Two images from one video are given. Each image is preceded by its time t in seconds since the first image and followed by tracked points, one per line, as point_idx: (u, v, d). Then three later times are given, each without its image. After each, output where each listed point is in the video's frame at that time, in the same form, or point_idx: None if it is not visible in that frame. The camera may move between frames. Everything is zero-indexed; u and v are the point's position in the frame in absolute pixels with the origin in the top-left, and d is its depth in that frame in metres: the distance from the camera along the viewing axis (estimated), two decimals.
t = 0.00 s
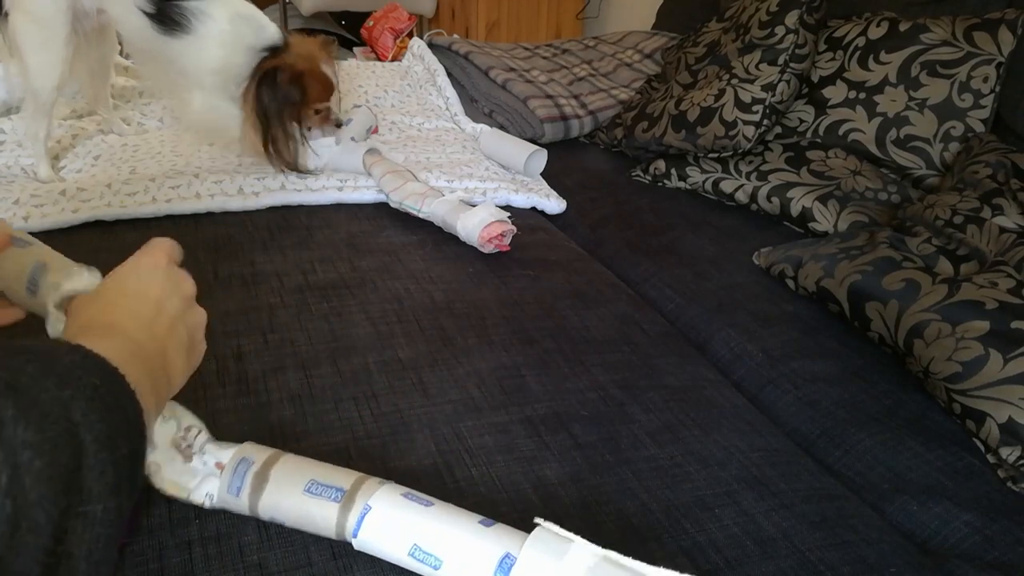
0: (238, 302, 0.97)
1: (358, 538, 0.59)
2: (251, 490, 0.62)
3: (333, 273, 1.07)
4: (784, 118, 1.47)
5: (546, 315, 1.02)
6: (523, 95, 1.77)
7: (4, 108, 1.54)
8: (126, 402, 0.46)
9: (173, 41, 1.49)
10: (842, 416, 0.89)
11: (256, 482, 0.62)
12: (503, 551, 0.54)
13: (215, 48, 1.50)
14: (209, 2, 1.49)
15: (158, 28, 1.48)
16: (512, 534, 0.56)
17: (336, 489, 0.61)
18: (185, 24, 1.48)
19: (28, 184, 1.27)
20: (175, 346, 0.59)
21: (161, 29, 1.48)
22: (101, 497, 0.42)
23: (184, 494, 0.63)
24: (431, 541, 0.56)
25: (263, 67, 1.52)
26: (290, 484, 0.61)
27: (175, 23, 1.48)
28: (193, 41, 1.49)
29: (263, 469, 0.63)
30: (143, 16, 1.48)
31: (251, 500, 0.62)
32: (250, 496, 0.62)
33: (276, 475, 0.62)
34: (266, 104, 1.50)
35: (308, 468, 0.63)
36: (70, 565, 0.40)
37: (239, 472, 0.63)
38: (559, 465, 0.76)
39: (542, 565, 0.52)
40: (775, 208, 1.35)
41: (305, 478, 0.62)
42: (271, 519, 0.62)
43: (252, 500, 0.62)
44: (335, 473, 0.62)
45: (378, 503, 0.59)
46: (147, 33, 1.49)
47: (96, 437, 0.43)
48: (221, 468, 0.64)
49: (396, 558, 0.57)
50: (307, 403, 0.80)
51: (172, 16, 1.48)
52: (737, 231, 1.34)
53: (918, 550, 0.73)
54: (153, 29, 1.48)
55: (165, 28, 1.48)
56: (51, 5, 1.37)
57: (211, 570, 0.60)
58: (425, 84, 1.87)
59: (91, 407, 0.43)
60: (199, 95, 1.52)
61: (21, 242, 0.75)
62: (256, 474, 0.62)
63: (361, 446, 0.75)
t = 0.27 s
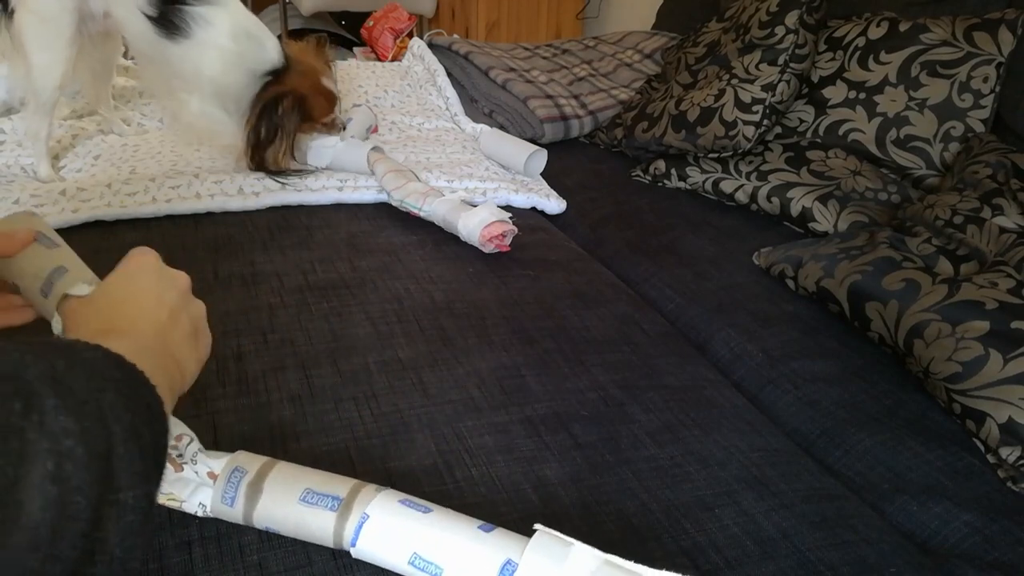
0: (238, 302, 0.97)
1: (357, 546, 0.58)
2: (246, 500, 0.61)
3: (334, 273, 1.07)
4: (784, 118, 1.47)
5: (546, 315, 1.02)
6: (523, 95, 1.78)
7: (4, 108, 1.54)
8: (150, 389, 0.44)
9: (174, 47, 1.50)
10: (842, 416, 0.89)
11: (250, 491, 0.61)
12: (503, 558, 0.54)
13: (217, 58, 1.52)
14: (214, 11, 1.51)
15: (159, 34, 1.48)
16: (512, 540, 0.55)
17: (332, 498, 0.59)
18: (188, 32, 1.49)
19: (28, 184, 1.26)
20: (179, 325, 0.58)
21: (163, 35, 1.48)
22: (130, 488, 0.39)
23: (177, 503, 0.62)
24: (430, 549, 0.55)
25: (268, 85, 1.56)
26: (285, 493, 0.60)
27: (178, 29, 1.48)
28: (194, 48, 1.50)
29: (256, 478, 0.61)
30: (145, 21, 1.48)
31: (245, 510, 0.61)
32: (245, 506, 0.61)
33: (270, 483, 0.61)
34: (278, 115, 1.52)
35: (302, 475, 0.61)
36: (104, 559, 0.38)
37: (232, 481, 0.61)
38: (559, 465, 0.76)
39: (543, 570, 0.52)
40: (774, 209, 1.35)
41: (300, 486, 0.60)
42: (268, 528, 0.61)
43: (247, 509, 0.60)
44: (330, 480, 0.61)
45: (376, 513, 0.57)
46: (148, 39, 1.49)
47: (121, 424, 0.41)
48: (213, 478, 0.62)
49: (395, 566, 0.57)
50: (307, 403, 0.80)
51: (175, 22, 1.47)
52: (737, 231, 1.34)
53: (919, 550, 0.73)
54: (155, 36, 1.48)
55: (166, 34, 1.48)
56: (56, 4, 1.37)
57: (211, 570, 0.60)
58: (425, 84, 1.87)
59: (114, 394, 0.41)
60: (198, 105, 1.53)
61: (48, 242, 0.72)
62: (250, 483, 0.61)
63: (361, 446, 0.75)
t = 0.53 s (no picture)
0: (239, 302, 0.97)
1: (359, 550, 0.58)
2: (245, 506, 0.60)
3: (334, 273, 1.07)
4: (784, 118, 1.47)
5: (546, 315, 1.02)
6: (523, 95, 1.77)
7: (4, 108, 1.54)
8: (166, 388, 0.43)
9: (170, 45, 1.49)
10: (842, 416, 0.89)
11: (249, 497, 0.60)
12: (504, 562, 0.54)
13: (210, 57, 1.51)
14: (208, 9, 1.50)
15: (156, 31, 1.48)
16: (513, 542, 0.55)
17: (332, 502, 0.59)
18: (183, 29, 1.48)
19: (28, 184, 1.26)
20: (196, 322, 0.56)
21: (159, 31, 1.48)
22: (159, 495, 0.38)
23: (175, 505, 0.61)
24: (430, 553, 0.55)
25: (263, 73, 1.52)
26: (284, 498, 0.60)
27: (173, 25, 1.47)
28: (187, 45, 1.49)
29: (255, 483, 0.61)
30: (142, 17, 1.48)
31: (246, 515, 0.60)
32: (245, 512, 0.60)
33: (269, 489, 0.60)
34: (275, 103, 1.50)
35: (302, 479, 0.61)
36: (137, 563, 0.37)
37: (231, 487, 0.61)
38: (559, 465, 0.76)
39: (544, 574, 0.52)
40: (775, 208, 1.35)
41: (299, 490, 0.60)
42: (269, 532, 0.61)
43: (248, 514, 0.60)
44: (330, 485, 0.61)
45: (377, 517, 0.57)
46: (145, 36, 1.49)
47: (146, 430, 0.39)
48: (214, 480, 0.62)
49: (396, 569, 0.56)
50: (307, 403, 0.80)
51: (171, 19, 1.47)
52: (737, 231, 1.34)
53: (919, 550, 0.73)
54: (151, 33, 1.48)
55: (161, 31, 1.48)
56: (60, 4, 1.38)
57: (211, 570, 0.60)
58: (425, 84, 1.87)
59: (134, 401, 0.39)
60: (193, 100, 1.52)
61: (34, 253, 0.63)
62: (249, 488, 0.61)
63: (361, 446, 0.75)
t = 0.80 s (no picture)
0: (239, 302, 0.97)
1: (357, 558, 0.58)
2: (243, 516, 0.60)
3: (333, 273, 1.07)
4: (784, 118, 1.47)
5: (546, 315, 1.02)
6: (523, 95, 1.77)
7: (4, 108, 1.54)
8: (165, 405, 0.43)
9: (167, 62, 1.49)
10: (842, 416, 0.89)
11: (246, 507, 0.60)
12: (503, 569, 0.54)
13: (206, 76, 1.51)
14: (209, 29, 1.49)
15: (156, 49, 1.48)
16: (512, 547, 0.55)
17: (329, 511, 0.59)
18: (182, 49, 1.48)
19: (28, 184, 1.26)
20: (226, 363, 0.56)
21: (159, 50, 1.48)
22: (161, 523, 0.38)
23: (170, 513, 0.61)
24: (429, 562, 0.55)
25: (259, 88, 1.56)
26: (281, 507, 0.60)
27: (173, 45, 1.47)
28: (186, 65, 1.49)
29: (250, 493, 0.60)
30: (142, 34, 1.47)
31: (244, 524, 0.60)
32: (243, 522, 0.60)
33: (265, 498, 0.60)
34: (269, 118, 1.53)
35: (297, 487, 0.61)
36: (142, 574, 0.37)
37: (226, 497, 0.60)
38: (559, 465, 0.76)
39: None
40: (775, 208, 1.35)
41: (295, 499, 0.60)
42: (268, 539, 0.61)
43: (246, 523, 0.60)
44: (326, 492, 0.60)
45: (372, 526, 0.57)
46: (144, 51, 1.49)
47: (145, 446, 0.39)
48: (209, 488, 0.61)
49: None
50: (307, 403, 0.80)
51: (171, 40, 1.47)
52: (737, 231, 1.34)
53: (919, 549, 0.73)
54: (151, 51, 1.48)
55: (162, 50, 1.48)
56: (56, 5, 1.37)
57: (211, 570, 0.60)
58: (425, 84, 1.87)
59: (128, 418, 0.40)
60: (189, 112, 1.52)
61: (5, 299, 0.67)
62: (245, 497, 0.60)
63: (361, 446, 0.75)
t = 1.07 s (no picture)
0: (239, 303, 0.97)
1: (358, 554, 0.57)
2: (244, 510, 0.60)
3: (333, 273, 1.07)
4: (784, 118, 1.47)
5: (546, 315, 1.02)
6: (523, 95, 1.77)
7: (4, 108, 1.53)
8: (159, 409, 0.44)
9: (173, 57, 1.50)
10: (842, 416, 0.89)
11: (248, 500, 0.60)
12: (504, 566, 0.54)
13: (212, 71, 1.51)
14: (215, 24, 1.51)
15: (162, 44, 1.49)
16: (514, 544, 0.55)
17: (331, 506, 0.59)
18: (189, 43, 1.49)
19: (28, 184, 1.26)
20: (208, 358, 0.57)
21: (165, 45, 1.49)
22: (161, 518, 0.40)
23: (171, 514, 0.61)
24: (430, 558, 0.55)
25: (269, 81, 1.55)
26: (284, 501, 0.60)
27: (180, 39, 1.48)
28: (192, 59, 1.50)
29: (254, 487, 0.60)
30: (149, 30, 1.48)
31: (245, 518, 0.60)
32: (244, 516, 0.60)
33: (269, 492, 0.60)
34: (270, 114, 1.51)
35: (301, 484, 0.61)
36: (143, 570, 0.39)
37: (229, 491, 0.60)
38: (559, 465, 0.76)
39: None
40: (775, 208, 1.35)
41: (299, 494, 0.60)
42: (268, 535, 0.61)
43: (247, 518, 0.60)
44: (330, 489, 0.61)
45: (375, 521, 0.57)
46: (152, 47, 1.50)
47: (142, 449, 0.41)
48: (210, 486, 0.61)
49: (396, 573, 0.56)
50: (307, 403, 0.80)
51: (177, 34, 1.48)
52: (737, 231, 1.34)
53: (918, 549, 0.73)
54: (159, 45, 1.49)
55: (169, 44, 1.49)
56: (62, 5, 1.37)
57: (211, 570, 0.60)
58: (425, 84, 1.87)
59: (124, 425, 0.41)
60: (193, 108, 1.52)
61: None
62: (248, 492, 0.60)
63: (361, 446, 0.75)
